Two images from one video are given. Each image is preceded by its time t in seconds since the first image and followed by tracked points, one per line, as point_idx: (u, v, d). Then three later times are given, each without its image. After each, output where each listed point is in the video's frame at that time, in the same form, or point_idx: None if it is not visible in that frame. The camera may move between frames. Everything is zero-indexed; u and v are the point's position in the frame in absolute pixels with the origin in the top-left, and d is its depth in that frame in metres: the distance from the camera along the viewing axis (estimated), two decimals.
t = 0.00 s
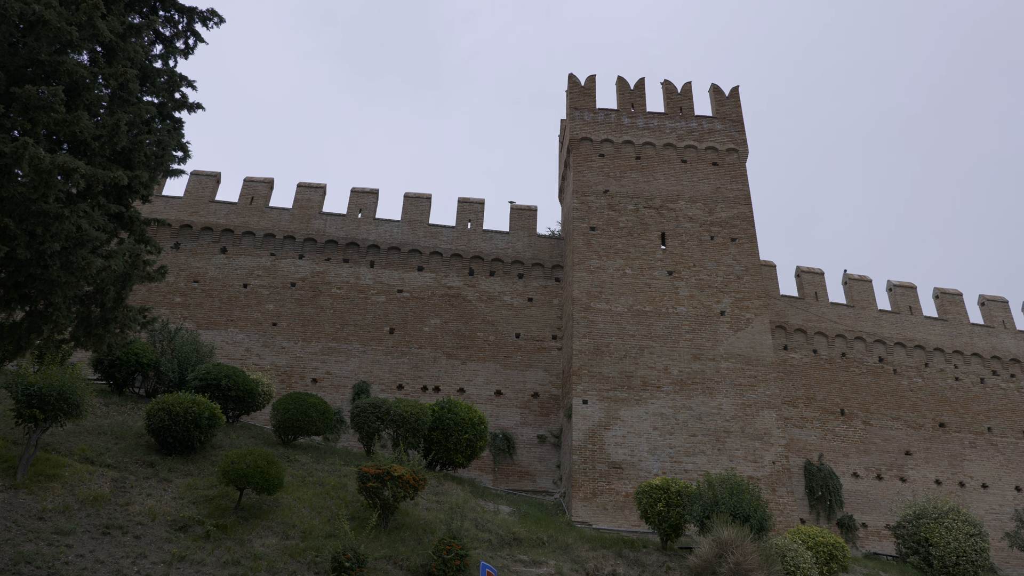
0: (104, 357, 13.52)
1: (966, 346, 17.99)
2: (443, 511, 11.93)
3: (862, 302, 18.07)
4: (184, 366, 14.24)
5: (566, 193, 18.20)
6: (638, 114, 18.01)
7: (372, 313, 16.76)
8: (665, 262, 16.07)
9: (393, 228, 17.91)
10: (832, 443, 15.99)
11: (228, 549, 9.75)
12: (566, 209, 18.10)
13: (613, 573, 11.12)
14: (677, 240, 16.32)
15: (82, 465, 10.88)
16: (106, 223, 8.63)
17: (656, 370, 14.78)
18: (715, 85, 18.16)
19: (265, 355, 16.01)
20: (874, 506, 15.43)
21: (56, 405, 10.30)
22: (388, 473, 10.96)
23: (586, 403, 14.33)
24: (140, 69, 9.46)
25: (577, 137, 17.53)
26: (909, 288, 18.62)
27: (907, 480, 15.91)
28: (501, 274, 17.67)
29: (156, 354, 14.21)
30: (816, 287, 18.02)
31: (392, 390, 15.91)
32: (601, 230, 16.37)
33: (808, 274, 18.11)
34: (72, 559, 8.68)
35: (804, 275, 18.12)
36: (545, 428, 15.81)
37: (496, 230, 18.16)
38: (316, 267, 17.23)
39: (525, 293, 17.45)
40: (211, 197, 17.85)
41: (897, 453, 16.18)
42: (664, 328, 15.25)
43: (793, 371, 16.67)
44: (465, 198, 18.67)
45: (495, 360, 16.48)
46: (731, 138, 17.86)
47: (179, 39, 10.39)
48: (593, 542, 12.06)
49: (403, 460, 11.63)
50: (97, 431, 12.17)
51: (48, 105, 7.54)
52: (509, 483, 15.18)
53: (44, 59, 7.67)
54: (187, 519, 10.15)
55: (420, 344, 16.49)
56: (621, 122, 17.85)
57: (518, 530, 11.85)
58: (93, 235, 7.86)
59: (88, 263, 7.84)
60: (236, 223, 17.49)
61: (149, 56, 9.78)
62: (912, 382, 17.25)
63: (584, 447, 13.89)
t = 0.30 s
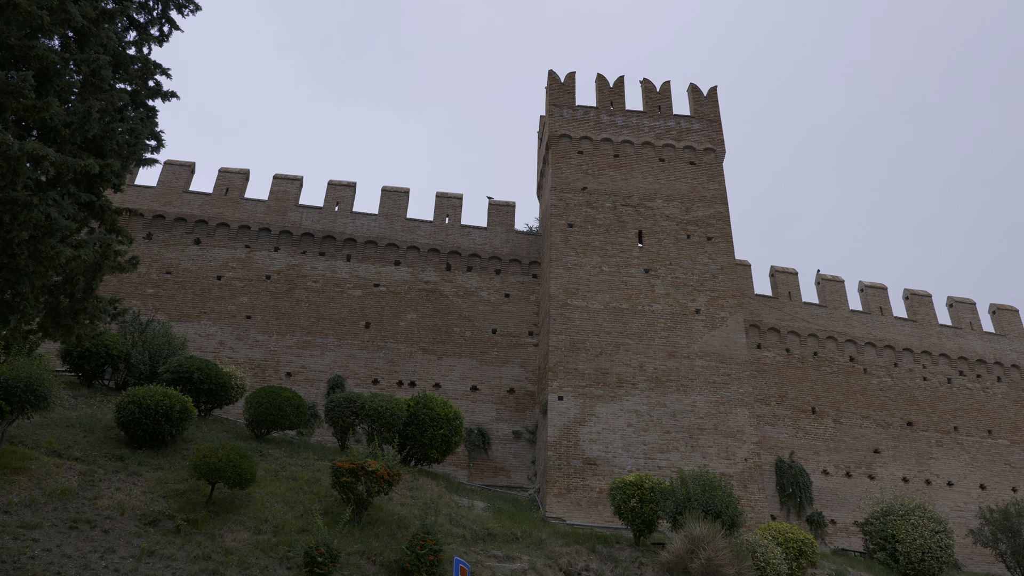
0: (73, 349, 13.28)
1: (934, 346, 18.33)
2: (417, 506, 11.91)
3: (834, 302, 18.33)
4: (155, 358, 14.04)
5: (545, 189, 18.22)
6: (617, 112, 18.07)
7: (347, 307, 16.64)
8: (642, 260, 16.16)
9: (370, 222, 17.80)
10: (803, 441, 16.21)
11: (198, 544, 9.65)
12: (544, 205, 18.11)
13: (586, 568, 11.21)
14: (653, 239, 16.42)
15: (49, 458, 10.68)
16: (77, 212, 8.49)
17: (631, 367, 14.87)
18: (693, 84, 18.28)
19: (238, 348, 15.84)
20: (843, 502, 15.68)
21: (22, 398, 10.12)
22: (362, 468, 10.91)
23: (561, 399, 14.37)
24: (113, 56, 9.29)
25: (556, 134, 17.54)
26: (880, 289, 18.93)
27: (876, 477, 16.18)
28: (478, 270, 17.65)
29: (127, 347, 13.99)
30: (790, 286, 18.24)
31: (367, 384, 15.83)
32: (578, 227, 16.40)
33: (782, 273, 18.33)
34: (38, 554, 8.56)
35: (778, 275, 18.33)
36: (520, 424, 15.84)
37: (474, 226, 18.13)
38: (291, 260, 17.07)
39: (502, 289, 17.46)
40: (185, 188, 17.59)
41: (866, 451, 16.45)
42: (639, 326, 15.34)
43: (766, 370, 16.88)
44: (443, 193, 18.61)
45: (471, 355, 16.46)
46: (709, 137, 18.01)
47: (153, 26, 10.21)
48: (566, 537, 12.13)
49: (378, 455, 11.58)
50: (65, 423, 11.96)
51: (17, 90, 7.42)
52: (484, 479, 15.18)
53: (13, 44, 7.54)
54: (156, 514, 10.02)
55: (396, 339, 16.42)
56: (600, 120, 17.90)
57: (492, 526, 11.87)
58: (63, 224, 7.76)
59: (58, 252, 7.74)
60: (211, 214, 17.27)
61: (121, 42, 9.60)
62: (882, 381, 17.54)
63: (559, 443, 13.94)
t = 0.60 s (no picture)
0: (38, 336, 13.00)
1: (900, 348, 18.71)
2: (388, 499, 11.88)
3: (805, 303, 18.61)
4: (123, 347, 13.81)
5: (522, 184, 18.23)
6: (596, 109, 18.15)
7: (321, 299, 16.52)
8: (617, 257, 16.26)
9: (346, 213, 17.68)
10: (771, 438, 16.46)
11: (164, 535, 9.54)
12: (521, 200, 18.13)
13: (556, 563, 11.31)
14: (629, 236, 16.53)
15: (12, 447, 10.47)
16: (44, 197, 8.33)
17: (605, 363, 14.96)
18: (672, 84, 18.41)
19: (209, 339, 15.63)
20: (808, 500, 15.95)
21: None
22: (333, 461, 10.85)
23: (534, 394, 14.42)
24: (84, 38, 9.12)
25: (535, 129, 17.55)
26: (849, 291, 19.27)
27: (841, 475, 16.49)
28: (454, 264, 17.62)
29: (94, 335, 13.73)
30: (762, 286, 18.48)
31: (339, 376, 15.73)
32: (555, 223, 16.44)
33: (754, 273, 18.57)
34: None
35: (751, 275, 18.56)
36: (493, 419, 15.87)
37: (450, 219, 18.09)
38: (265, 250, 16.88)
39: (477, 283, 17.45)
40: (157, 174, 17.31)
41: (832, 449, 16.76)
42: (614, 322, 15.45)
43: (737, 368, 17.10)
44: (420, 186, 18.53)
45: (445, 349, 16.44)
46: (686, 137, 18.17)
47: (127, 8, 10.02)
48: (537, 532, 12.19)
49: (349, 448, 11.52)
50: (29, 412, 11.72)
51: None
52: (455, 473, 15.18)
53: None
54: (122, 505, 9.88)
55: (370, 331, 16.33)
56: (579, 116, 17.95)
57: (463, 520, 11.89)
58: (30, 208, 7.69)
59: (24, 237, 7.66)
60: (183, 201, 17.01)
61: (93, 24, 9.43)
62: (849, 381, 17.87)
63: (532, 438, 14.00)
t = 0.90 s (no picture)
0: None
1: (863, 349, 19.10)
2: (354, 493, 11.81)
3: (772, 303, 18.89)
4: (85, 336, 13.51)
5: (496, 179, 18.21)
6: (571, 106, 18.20)
7: (290, 290, 16.33)
8: (589, 254, 16.34)
9: (317, 204, 17.49)
10: (736, 436, 16.69)
11: (124, 528, 9.38)
12: (495, 195, 18.11)
13: (522, 557, 11.37)
14: (601, 234, 16.62)
15: None
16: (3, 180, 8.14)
17: (574, 359, 15.03)
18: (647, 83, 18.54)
19: (174, 328, 15.36)
20: (771, 497, 16.22)
21: None
22: (299, 454, 10.76)
23: (504, 389, 14.43)
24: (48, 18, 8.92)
25: (510, 125, 17.54)
26: (815, 292, 19.62)
27: (803, 473, 16.79)
28: (426, 257, 17.54)
29: (55, 322, 13.40)
30: (730, 286, 18.72)
31: (307, 369, 15.58)
32: (527, 219, 16.46)
33: (723, 274, 18.81)
34: None
35: (720, 275, 18.79)
36: (462, 413, 15.85)
37: (423, 213, 18.01)
38: (233, 239, 16.63)
39: (448, 277, 17.41)
40: (123, 159, 16.95)
41: (795, 448, 17.06)
42: (584, 319, 15.52)
43: (704, 367, 17.31)
44: (393, 178, 18.41)
45: (415, 343, 16.37)
46: (659, 136, 18.32)
47: None
48: (503, 527, 12.23)
49: (316, 441, 11.43)
50: None
51: None
52: (423, 467, 15.14)
53: None
54: (81, 496, 9.68)
55: (340, 324, 16.20)
56: (554, 113, 17.98)
57: (430, 514, 11.87)
58: None
59: None
60: (150, 188, 16.69)
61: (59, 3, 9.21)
62: (813, 381, 18.19)
63: (500, 433, 14.02)
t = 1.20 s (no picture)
0: None
1: (826, 349, 19.47)
2: (321, 487, 11.72)
3: (739, 302, 19.15)
4: (44, 325, 13.16)
5: (469, 174, 18.17)
6: (545, 102, 18.23)
7: (258, 281, 16.12)
8: (560, 251, 16.40)
9: (287, 195, 17.29)
10: (702, 433, 16.91)
11: (83, 521, 9.21)
12: (467, 190, 18.07)
13: (488, 552, 11.41)
14: (572, 231, 16.69)
15: None
16: None
17: (544, 355, 15.08)
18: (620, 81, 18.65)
19: (138, 319, 15.08)
20: (735, 493, 16.47)
21: None
22: (264, 447, 10.65)
23: (473, 384, 14.43)
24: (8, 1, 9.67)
25: (483, 119, 17.51)
26: (781, 292, 19.94)
27: (766, 470, 17.07)
28: (397, 251, 17.45)
29: (14, 311, 12.87)
30: (699, 285, 18.94)
31: (275, 361, 15.40)
32: (499, 214, 16.45)
33: (692, 272, 19.02)
34: None
35: (689, 274, 18.99)
36: (431, 408, 15.82)
37: (395, 206, 17.91)
38: (200, 229, 16.36)
39: (419, 271, 17.34)
40: (87, 145, 16.58)
41: (759, 445, 17.33)
42: (554, 315, 15.58)
43: (672, 364, 17.50)
44: (365, 170, 18.27)
45: (384, 337, 16.29)
46: (632, 135, 18.45)
47: None
48: (470, 521, 12.24)
49: (282, 434, 11.31)
50: None
51: None
52: (391, 461, 15.06)
53: None
54: (38, 489, 9.47)
55: (308, 316, 16.04)
56: (527, 109, 17.99)
57: (397, 508, 11.83)
58: None
59: None
60: (114, 174, 16.35)
61: None
62: (778, 380, 18.49)
63: (469, 428, 14.02)
